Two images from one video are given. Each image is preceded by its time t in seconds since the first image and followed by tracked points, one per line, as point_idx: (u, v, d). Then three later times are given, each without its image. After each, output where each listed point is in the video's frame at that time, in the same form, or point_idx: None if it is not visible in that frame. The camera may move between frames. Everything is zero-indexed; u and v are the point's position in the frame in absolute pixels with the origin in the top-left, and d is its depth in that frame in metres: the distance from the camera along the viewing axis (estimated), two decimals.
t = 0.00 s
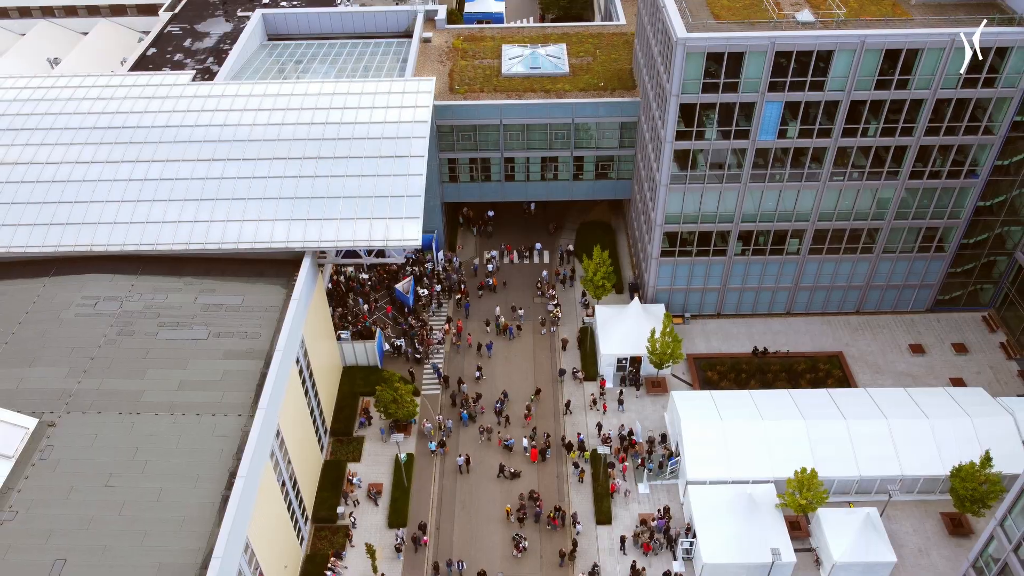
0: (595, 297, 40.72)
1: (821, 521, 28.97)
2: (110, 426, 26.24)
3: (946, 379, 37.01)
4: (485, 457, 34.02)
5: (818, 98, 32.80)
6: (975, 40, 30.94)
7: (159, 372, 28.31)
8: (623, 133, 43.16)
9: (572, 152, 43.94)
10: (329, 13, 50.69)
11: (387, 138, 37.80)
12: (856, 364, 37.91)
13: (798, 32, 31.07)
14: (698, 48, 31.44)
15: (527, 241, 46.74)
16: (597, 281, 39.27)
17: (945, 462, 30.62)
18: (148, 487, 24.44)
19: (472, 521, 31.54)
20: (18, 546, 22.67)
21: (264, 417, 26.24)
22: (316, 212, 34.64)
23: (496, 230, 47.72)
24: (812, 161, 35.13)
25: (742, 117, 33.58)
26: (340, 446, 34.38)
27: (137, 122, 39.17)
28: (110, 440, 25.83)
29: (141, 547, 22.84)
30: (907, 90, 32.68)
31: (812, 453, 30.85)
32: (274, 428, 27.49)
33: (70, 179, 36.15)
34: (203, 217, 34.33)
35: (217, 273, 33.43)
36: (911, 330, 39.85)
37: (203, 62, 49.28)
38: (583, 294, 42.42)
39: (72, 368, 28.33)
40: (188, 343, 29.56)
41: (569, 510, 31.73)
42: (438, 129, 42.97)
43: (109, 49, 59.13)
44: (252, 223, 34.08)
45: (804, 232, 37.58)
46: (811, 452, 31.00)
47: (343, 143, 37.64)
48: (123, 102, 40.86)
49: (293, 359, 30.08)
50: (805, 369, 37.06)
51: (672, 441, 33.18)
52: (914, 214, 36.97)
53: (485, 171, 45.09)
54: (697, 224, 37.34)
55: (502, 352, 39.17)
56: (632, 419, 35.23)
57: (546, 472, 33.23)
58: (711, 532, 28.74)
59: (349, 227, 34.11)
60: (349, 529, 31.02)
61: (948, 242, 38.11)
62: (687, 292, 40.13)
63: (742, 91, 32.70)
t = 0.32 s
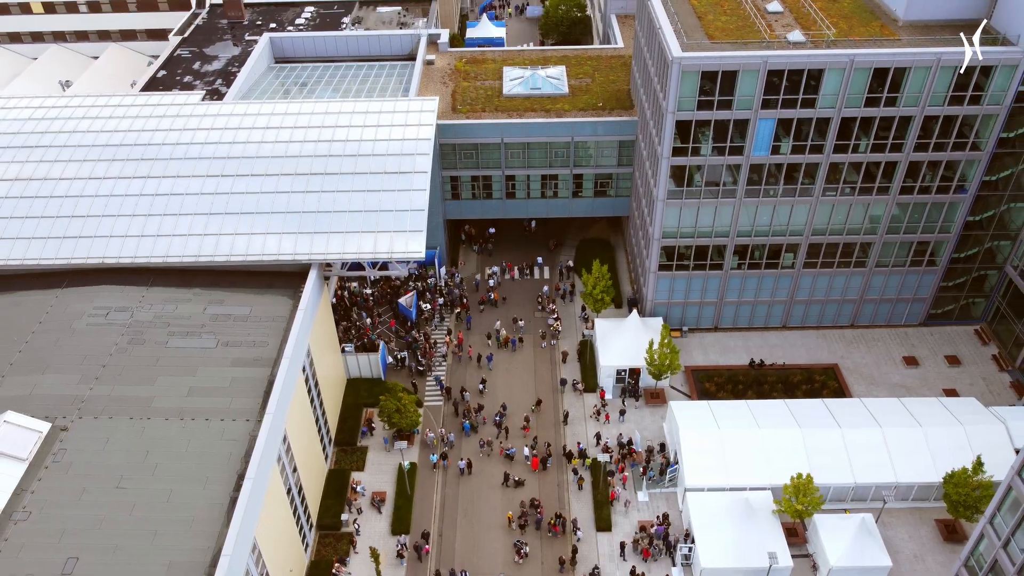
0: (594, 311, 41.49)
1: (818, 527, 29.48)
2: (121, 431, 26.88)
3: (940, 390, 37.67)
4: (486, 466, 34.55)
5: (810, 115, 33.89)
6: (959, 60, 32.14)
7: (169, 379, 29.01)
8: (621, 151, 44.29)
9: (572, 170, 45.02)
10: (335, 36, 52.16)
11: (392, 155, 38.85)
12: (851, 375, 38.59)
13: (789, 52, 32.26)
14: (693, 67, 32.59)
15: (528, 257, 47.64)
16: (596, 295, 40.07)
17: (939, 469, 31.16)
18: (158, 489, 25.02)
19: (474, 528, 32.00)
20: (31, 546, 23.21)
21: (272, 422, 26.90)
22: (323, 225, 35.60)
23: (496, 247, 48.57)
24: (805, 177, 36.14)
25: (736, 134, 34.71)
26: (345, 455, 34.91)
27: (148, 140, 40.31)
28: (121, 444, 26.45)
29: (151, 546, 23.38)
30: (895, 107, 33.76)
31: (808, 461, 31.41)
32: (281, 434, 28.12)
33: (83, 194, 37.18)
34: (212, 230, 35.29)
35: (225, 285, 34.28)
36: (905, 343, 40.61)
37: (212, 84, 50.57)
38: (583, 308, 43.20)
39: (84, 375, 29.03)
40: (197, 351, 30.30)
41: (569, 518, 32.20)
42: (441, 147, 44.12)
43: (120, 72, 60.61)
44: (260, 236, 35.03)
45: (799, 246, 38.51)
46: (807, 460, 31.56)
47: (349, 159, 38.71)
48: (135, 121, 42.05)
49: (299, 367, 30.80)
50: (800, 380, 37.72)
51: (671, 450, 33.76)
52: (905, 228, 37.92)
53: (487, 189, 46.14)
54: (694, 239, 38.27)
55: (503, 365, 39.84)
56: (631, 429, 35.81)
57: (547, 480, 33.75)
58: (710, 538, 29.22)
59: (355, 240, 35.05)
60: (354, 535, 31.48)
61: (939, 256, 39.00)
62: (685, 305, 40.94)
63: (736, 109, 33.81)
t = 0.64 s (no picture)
0: (594, 325, 42.26)
1: (814, 533, 29.99)
2: (132, 436, 27.55)
3: (933, 402, 38.32)
4: (488, 476, 35.09)
5: (802, 132, 34.99)
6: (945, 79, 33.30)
7: (178, 387, 29.72)
8: (620, 169, 45.40)
9: (571, 188, 46.08)
10: (340, 60, 53.54)
11: (396, 172, 39.93)
12: (846, 388, 39.26)
13: (781, 71, 33.43)
14: (688, 86, 33.74)
15: (528, 273, 48.52)
16: (595, 309, 40.89)
17: (932, 477, 31.72)
18: (168, 492, 25.63)
19: (476, 536, 32.45)
20: (44, 545, 23.76)
21: (280, 427, 27.58)
22: (329, 239, 36.55)
23: (497, 265, 49.46)
24: (798, 193, 37.16)
25: (731, 151, 35.77)
26: (348, 465, 35.45)
27: (159, 158, 41.44)
28: (132, 448, 27.11)
29: (161, 546, 23.94)
30: (885, 125, 34.86)
31: (804, 469, 31.97)
32: (288, 439, 28.77)
33: (96, 210, 38.19)
34: (221, 244, 36.26)
35: (234, 297, 35.13)
36: (899, 356, 41.36)
37: (220, 105, 51.85)
38: (583, 323, 43.97)
39: (95, 383, 29.73)
40: (206, 360, 31.05)
41: (570, 526, 32.69)
42: (444, 166, 45.24)
43: (130, 94, 62.03)
44: (268, 250, 35.99)
45: (793, 260, 39.41)
46: (803, 468, 32.14)
47: (354, 176, 39.77)
48: (146, 140, 43.23)
49: (306, 376, 31.52)
50: (797, 392, 38.37)
51: (669, 460, 34.33)
52: (897, 243, 38.86)
53: (488, 207, 47.19)
54: (691, 254, 39.21)
55: (504, 377, 40.53)
56: (630, 439, 36.39)
57: (548, 489, 34.26)
58: (708, 545, 29.74)
59: (360, 253, 35.99)
60: (357, 543, 31.93)
61: (931, 270, 39.87)
62: (682, 320, 41.77)
63: (730, 126, 34.92)
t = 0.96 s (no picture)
0: (594, 339, 43.03)
1: (810, 540, 30.52)
2: (142, 443, 28.22)
3: (927, 414, 38.98)
4: (489, 486, 35.62)
5: (794, 150, 36.09)
6: (932, 98, 34.47)
7: (188, 395, 30.44)
8: (618, 188, 46.53)
9: (571, 207, 47.14)
10: (345, 83, 54.97)
11: (401, 190, 41.01)
12: (842, 401, 39.91)
13: (773, 91, 34.62)
14: (684, 105, 34.88)
15: (529, 290, 49.36)
16: (594, 324, 41.70)
17: (926, 487, 32.29)
18: (178, 496, 26.27)
19: (478, 544, 32.93)
20: (57, 547, 24.35)
21: (287, 434, 28.29)
22: (334, 254, 37.55)
23: (498, 282, 50.30)
24: (792, 210, 38.18)
25: (725, 168, 36.86)
26: (352, 476, 36.01)
27: (169, 176, 42.58)
28: (143, 454, 27.77)
29: (171, 548, 24.54)
30: (875, 143, 35.98)
31: (800, 478, 32.55)
32: (294, 447, 29.43)
33: (107, 226, 39.24)
34: (229, 259, 37.24)
35: (241, 310, 35.99)
36: (893, 370, 42.09)
37: (228, 126, 53.12)
38: (583, 338, 44.71)
39: (107, 392, 30.47)
40: (214, 370, 31.83)
41: (570, 534, 33.20)
42: (446, 184, 46.35)
43: (138, 117, 63.41)
44: (275, 264, 36.97)
45: (788, 276, 40.33)
46: (799, 477, 32.72)
47: (359, 193, 40.84)
48: (156, 159, 44.43)
49: (311, 386, 32.26)
50: (793, 405, 39.05)
51: (668, 470, 34.91)
52: (889, 259, 39.79)
53: (489, 225, 48.22)
54: (688, 270, 40.14)
55: (505, 391, 41.22)
56: (630, 451, 36.99)
57: (549, 499, 34.79)
58: (706, 552, 30.25)
59: (364, 268, 36.98)
60: (361, 551, 32.41)
61: (923, 285, 40.76)
62: (680, 334, 42.58)
63: (725, 144, 36.03)
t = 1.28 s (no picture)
0: (594, 354, 43.78)
1: (807, 548, 31.02)
2: (153, 450, 28.89)
3: (922, 427, 39.61)
4: (491, 497, 36.13)
5: (787, 168, 37.19)
6: (920, 118, 35.64)
7: (196, 405, 31.16)
8: (617, 207, 47.62)
9: (571, 225, 48.20)
10: (350, 106, 56.36)
11: (405, 208, 42.02)
12: (838, 414, 40.55)
13: (766, 111, 35.79)
14: (680, 124, 36.04)
15: (529, 307, 50.19)
16: (594, 339, 42.47)
17: (920, 496, 32.86)
18: (187, 501, 26.91)
19: (480, 553, 33.41)
20: (69, 549, 24.95)
21: (293, 441, 29.00)
22: (339, 269, 38.49)
23: (499, 299, 51.15)
24: (786, 226, 39.19)
25: (721, 185, 37.93)
26: (356, 487, 36.55)
27: (179, 194, 43.70)
28: (153, 460, 28.45)
29: (181, 551, 25.15)
30: (866, 161, 37.08)
31: (796, 488, 33.13)
32: (300, 455, 30.10)
33: (118, 242, 40.26)
34: (237, 273, 38.19)
35: (249, 323, 36.85)
36: (888, 384, 42.77)
37: (236, 148, 54.33)
38: (583, 354, 45.46)
39: (118, 402, 31.20)
40: (223, 381, 32.58)
41: (571, 543, 33.71)
42: (449, 203, 47.43)
43: (147, 139, 64.73)
44: (282, 279, 37.91)
45: (783, 291, 41.23)
46: (796, 487, 33.27)
47: (364, 211, 41.86)
48: (167, 178, 45.61)
49: (317, 397, 33.01)
50: (789, 418, 39.70)
51: (666, 481, 35.51)
52: (883, 275, 40.71)
53: (491, 243, 49.20)
54: (686, 286, 41.05)
55: (507, 404, 41.88)
56: (629, 462, 37.59)
57: (549, 510, 35.33)
58: (704, 559, 30.76)
59: (369, 282, 37.91)
60: (365, 560, 32.89)
61: (916, 301, 41.63)
62: (678, 349, 43.37)
63: (720, 162, 37.13)
